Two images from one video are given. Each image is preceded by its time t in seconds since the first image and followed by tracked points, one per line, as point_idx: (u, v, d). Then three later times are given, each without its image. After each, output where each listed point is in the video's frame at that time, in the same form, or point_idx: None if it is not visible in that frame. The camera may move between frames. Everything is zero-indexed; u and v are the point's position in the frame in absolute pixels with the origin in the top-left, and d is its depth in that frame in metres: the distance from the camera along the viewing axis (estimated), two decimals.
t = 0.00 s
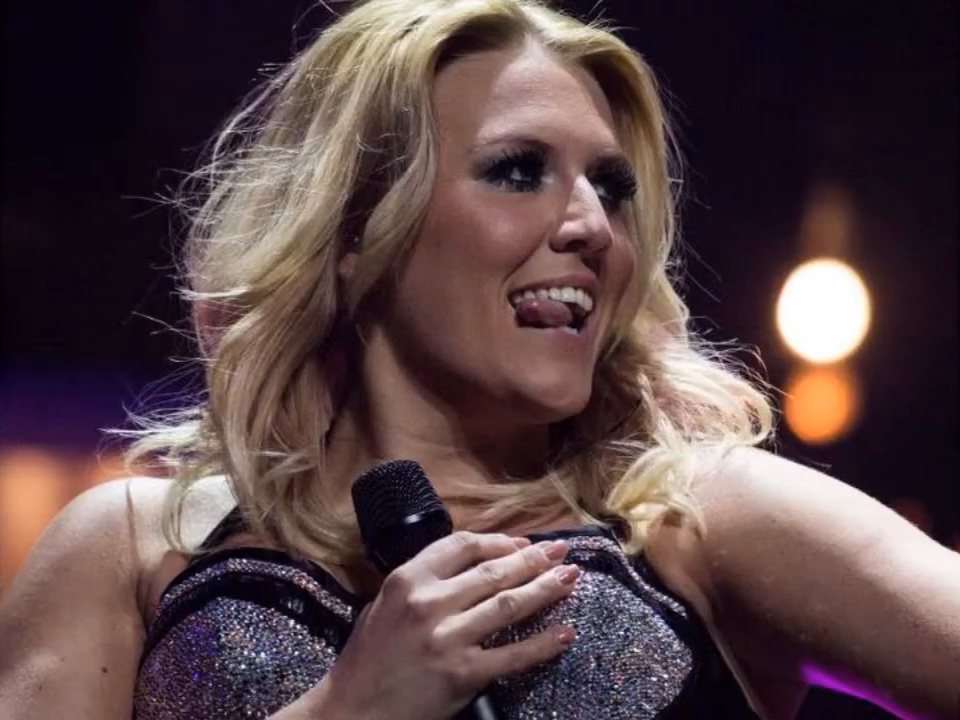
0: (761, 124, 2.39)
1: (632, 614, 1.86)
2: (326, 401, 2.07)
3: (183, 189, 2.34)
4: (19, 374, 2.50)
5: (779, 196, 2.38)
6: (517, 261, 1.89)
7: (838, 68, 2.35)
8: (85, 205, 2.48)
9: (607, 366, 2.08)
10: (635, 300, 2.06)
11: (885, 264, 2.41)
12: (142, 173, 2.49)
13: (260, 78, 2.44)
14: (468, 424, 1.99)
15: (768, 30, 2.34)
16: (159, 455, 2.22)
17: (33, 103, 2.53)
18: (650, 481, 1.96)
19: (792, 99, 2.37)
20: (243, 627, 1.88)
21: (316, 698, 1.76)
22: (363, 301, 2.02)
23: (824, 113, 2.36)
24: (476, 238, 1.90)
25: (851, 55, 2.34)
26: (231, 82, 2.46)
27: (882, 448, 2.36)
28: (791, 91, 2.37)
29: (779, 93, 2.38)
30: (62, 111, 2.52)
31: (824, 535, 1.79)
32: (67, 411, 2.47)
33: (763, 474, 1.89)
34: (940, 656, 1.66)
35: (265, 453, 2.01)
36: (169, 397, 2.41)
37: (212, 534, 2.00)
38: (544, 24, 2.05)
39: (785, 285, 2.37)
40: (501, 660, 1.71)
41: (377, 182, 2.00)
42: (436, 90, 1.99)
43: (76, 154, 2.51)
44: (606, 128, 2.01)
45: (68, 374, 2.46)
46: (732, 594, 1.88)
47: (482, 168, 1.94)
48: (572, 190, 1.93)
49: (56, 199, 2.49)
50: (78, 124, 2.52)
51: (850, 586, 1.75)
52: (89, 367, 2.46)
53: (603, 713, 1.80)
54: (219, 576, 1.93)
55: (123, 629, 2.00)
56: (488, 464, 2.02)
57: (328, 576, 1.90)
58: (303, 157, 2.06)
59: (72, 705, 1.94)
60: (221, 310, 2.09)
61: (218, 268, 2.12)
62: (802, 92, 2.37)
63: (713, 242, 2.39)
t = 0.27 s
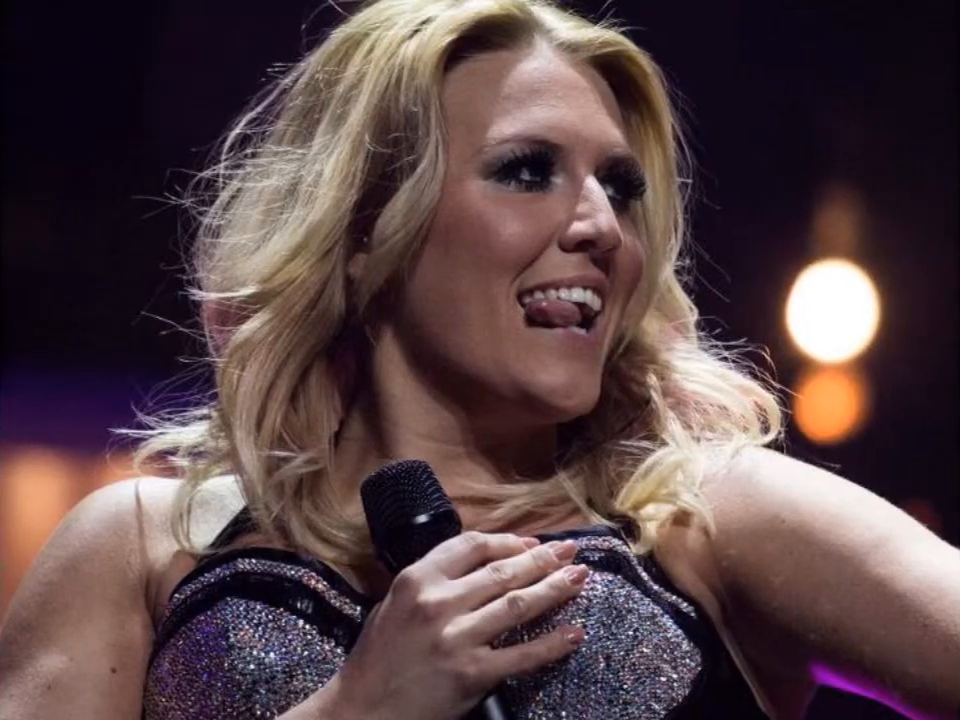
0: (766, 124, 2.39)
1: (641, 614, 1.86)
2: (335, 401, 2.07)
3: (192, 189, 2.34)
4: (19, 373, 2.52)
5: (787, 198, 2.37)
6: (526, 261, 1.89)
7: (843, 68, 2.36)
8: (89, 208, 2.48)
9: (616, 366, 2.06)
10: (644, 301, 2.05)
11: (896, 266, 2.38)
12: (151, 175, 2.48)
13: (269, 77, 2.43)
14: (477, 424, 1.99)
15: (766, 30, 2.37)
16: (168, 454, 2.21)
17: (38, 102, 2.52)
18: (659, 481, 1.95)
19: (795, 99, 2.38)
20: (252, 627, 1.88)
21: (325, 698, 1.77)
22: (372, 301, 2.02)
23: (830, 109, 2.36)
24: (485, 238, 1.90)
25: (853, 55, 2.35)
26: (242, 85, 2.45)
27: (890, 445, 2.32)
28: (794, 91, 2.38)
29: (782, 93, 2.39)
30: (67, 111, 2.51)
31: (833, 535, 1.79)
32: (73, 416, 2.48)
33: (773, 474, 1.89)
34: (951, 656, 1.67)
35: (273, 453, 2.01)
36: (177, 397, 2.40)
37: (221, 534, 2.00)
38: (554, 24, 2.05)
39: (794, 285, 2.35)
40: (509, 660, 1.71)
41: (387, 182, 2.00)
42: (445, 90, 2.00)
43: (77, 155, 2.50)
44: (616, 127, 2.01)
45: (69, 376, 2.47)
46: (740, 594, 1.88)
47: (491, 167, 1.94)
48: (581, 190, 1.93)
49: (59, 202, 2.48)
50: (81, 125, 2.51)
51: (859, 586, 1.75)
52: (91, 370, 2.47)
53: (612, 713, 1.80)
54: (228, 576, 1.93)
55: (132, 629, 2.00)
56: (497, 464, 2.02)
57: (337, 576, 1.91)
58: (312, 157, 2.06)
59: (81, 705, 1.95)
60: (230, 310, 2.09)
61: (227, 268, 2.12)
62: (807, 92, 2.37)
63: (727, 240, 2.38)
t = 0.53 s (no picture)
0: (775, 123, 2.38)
1: (650, 614, 1.86)
2: (344, 401, 2.07)
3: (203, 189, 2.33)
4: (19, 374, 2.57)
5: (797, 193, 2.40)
6: (535, 260, 1.89)
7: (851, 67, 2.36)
8: (101, 209, 2.51)
9: (625, 366, 2.07)
10: (654, 300, 2.05)
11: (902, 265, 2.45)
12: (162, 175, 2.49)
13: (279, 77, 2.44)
14: (487, 424, 1.99)
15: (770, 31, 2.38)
16: (177, 454, 2.21)
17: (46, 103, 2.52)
18: (669, 481, 1.95)
19: (797, 100, 2.38)
20: (261, 627, 1.89)
21: (334, 699, 1.77)
22: (382, 301, 2.02)
23: (835, 107, 2.35)
24: (494, 238, 1.90)
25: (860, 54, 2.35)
26: (249, 84, 2.51)
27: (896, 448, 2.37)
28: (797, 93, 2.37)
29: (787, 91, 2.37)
30: (77, 113, 2.52)
31: (842, 535, 1.79)
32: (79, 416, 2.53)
33: (782, 474, 1.89)
34: None
35: (283, 453, 2.01)
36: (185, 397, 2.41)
37: (231, 534, 2.00)
38: (563, 24, 2.05)
39: (806, 284, 2.39)
40: (519, 660, 1.71)
41: (396, 182, 2.00)
42: (454, 90, 2.00)
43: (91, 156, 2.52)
44: (625, 127, 2.01)
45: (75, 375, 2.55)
46: (749, 594, 1.88)
47: (501, 167, 1.94)
48: (591, 190, 1.93)
49: (73, 202, 2.50)
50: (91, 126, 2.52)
51: (868, 586, 1.75)
52: (94, 370, 2.54)
53: (621, 713, 1.81)
54: (237, 576, 1.93)
55: (141, 629, 2.00)
56: (507, 464, 2.02)
57: (346, 576, 1.91)
58: (322, 156, 2.06)
59: (91, 705, 1.95)
60: (240, 310, 2.09)
61: (236, 268, 2.12)
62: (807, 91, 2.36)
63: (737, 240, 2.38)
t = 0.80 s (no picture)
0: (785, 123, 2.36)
1: (659, 614, 1.86)
2: (353, 401, 2.07)
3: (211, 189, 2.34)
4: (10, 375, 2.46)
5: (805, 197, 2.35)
6: (544, 261, 1.89)
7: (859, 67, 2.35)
8: (107, 209, 2.44)
9: (634, 366, 2.07)
10: (662, 300, 2.05)
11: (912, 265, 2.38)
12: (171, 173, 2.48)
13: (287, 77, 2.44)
14: (496, 424, 1.99)
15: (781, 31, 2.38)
16: (186, 454, 2.21)
17: (51, 102, 2.46)
18: (678, 481, 1.95)
19: (816, 103, 2.33)
20: (270, 627, 1.89)
21: (344, 698, 1.77)
22: (391, 301, 2.02)
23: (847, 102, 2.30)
24: (504, 238, 1.90)
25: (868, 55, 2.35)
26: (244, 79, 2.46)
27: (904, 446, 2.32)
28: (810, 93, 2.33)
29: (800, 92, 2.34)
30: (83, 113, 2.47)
31: (851, 535, 1.79)
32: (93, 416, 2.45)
33: (792, 474, 1.89)
34: None
35: (292, 453, 2.01)
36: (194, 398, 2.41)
37: (240, 534, 2.00)
38: (571, 24, 2.05)
39: (813, 285, 2.34)
40: (527, 660, 1.71)
41: (405, 182, 2.00)
42: (463, 90, 2.00)
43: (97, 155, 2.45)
44: (634, 127, 2.01)
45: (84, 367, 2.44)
46: (759, 594, 1.88)
47: (509, 168, 1.94)
48: (600, 190, 1.93)
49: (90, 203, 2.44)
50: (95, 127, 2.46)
51: (877, 586, 1.75)
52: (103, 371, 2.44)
53: (631, 713, 1.80)
54: (247, 576, 1.93)
55: (150, 629, 2.00)
56: (516, 464, 2.02)
57: (355, 576, 1.91)
58: (331, 156, 2.06)
59: (99, 705, 1.94)
60: (249, 310, 2.09)
61: (246, 268, 2.12)
62: (823, 85, 2.32)
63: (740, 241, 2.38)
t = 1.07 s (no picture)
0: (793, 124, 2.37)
1: (668, 614, 1.86)
2: (363, 401, 2.07)
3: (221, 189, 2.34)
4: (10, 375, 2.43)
5: (815, 198, 2.33)
6: (553, 261, 1.89)
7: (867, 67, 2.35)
8: (117, 208, 2.46)
9: (644, 366, 2.06)
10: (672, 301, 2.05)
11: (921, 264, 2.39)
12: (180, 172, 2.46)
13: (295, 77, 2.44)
14: (506, 424, 1.99)
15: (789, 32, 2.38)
16: (195, 454, 2.21)
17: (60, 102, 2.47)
18: (687, 481, 1.95)
19: (821, 103, 2.35)
20: (279, 627, 1.88)
21: (353, 698, 1.77)
22: (400, 301, 2.02)
23: (855, 104, 2.31)
24: (513, 237, 1.90)
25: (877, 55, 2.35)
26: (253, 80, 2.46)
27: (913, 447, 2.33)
28: (814, 93, 2.35)
29: (806, 91, 2.35)
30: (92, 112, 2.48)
31: (861, 535, 1.79)
32: (96, 417, 2.42)
33: (801, 474, 1.89)
34: None
35: (301, 453, 2.01)
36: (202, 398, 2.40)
37: (249, 534, 2.00)
38: (581, 24, 2.05)
39: (822, 282, 2.32)
40: (537, 660, 1.70)
41: (414, 182, 2.00)
42: (472, 90, 2.00)
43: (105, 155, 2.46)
44: (643, 127, 2.01)
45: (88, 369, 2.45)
46: (768, 594, 1.88)
47: (518, 168, 1.94)
48: (609, 190, 1.93)
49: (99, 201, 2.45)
50: (102, 125, 2.47)
51: (886, 586, 1.75)
52: (112, 371, 2.44)
53: (640, 713, 1.80)
54: (256, 576, 1.93)
55: (160, 629, 2.00)
56: (525, 465, 2.02)
57: (364, 577, 1.91)
58: (340, 157, 2.06)
59: (109, 705, 1.94)
60: (258, 310, 2.09)
61: (255, 268, 2.12)
62: (825, 87, 2.34)
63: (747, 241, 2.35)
